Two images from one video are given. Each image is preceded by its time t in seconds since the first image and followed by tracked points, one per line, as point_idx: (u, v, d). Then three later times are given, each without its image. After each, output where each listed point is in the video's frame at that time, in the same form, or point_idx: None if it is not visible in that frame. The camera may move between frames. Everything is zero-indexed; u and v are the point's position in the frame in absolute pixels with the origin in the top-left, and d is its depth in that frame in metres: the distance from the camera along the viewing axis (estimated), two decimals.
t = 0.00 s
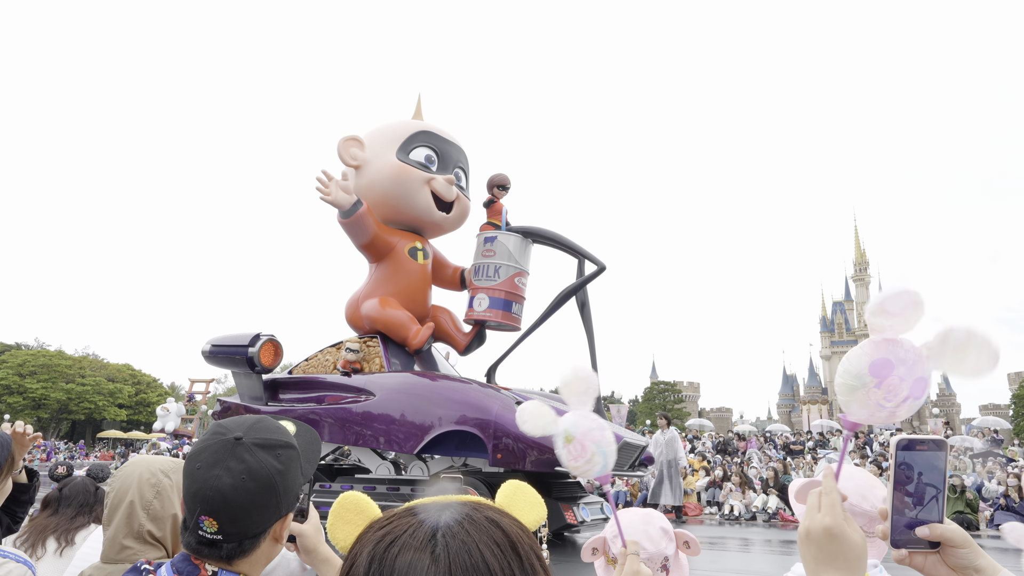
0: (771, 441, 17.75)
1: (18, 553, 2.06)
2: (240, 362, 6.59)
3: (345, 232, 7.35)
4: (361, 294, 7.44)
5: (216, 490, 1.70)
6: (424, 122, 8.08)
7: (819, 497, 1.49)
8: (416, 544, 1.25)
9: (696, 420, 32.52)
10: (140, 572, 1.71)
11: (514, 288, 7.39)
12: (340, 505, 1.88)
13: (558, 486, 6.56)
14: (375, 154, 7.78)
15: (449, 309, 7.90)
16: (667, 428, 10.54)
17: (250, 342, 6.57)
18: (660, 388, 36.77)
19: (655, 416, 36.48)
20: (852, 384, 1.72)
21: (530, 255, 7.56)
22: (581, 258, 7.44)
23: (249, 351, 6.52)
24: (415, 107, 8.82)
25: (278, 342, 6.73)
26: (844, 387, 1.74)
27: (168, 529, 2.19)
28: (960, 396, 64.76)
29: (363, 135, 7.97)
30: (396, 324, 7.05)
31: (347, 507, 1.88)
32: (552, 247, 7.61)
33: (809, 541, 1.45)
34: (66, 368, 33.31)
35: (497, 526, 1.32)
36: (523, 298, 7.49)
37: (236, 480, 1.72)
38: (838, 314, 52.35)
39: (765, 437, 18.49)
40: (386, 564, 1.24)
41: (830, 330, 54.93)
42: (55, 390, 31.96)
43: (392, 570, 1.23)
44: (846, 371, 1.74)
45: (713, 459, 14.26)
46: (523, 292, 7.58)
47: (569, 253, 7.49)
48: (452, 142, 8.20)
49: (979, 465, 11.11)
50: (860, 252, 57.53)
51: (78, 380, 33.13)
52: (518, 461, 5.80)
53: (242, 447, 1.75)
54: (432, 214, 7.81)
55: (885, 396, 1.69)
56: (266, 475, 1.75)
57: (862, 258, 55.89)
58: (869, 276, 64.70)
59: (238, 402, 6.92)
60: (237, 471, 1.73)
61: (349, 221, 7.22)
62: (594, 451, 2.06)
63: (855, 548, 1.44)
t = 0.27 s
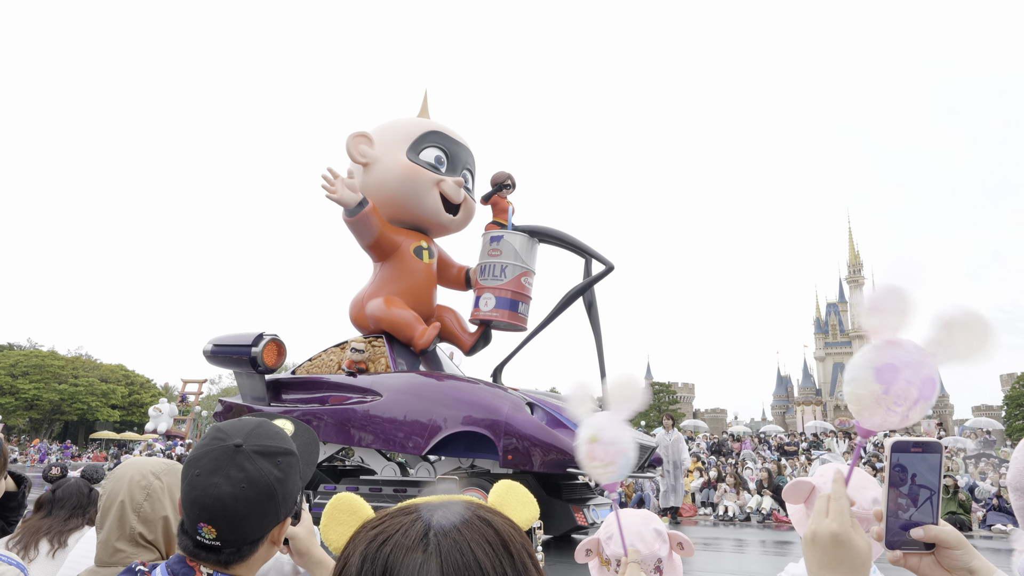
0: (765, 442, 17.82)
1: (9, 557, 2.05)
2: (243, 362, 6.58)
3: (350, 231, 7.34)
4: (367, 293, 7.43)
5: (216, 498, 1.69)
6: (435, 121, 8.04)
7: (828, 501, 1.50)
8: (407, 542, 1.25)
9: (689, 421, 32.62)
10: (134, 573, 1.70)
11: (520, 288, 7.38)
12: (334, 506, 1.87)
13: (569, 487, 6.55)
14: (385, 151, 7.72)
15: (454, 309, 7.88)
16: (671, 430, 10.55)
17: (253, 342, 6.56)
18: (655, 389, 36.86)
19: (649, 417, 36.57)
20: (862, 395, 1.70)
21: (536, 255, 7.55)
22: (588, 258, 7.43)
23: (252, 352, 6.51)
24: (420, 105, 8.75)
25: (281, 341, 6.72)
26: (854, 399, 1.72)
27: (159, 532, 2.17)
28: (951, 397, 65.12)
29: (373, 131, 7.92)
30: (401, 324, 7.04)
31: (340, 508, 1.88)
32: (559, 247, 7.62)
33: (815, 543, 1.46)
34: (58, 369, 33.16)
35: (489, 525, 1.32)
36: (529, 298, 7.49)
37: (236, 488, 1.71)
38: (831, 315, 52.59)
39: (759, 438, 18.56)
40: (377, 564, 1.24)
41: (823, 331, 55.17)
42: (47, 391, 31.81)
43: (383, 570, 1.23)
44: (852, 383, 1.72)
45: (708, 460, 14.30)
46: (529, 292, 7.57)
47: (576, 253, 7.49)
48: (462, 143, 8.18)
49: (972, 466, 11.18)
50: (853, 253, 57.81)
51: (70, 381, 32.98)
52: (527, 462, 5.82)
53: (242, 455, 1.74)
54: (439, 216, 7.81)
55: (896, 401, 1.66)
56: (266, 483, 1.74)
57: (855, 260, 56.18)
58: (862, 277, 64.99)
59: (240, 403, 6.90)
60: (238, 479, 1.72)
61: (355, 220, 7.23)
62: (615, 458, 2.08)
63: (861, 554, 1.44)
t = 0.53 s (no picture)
0: (758, 443, 17.87)
1: None
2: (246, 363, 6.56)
3: (355, 230, 7.27)
4: (371, 293, 7.41)
5: (206, 499, 1.70)
6: (443, 122, 8.01)
7: (822, 504, 1.50)
8: (395, 545, 1.25)
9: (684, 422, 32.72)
10: None
11: (525, 288, 7.38)
12: (323, 507, 1.88)
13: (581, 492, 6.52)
14: (393, 151, 7.68)
15: (458, 310, 7.87)
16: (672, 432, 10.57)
17: (256, 343, 6.54)
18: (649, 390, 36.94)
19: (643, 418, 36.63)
20: (834, 402, 1.70)
21: (541, 255, 7.55)
22: (594, 258, 7.45)
23: (255, 353, 6.49)
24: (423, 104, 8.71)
25: (284, 342, 6.72)
26: (829, 407, 1.72)
27: (146, 536, 2.17)
28: (943, 397, 65.47)
29: (380, 129, 7.86)
30: (406, 324, 7.02)
31: (330, 509, 1.88)
32: (565, 247, 7.63)
33: (809, 547, 1.47)
34: (50, 371, 32.99)
35: (479, 530, 1.32)
36: (534, 298, 7.48)
37: (227, 489, 1.71)
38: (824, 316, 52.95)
39: (752, 439, 18.61)
40: (364, 566, 1.25)
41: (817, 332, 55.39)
42: (39, 394, 31.64)
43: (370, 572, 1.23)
44: (822, 393, 1.72)
45: (702, 461, 14.33)
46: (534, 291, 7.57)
47: (580, 253, 7.49)
48: (469, 144, 8.17)
49: (963, 465, 11.25)
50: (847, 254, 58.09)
51: (62, 384, 32.81)
52: (537, 464, 5.81)
53: (233, 456, 1.74)
54: (445, 218, 7.81)
55: (864, 394, 1.65)
56: (257, 484, 1.75)
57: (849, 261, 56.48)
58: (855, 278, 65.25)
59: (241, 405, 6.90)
60: (228, 480, 1.72)
61: (360, 219, 7.15)
62: (629, 459, 2.08)
63: (853, 556, 1.46)
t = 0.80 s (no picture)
0: (745, 443, 17.99)
1: None
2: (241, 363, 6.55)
3: (354, 228, 7.20)
4: (369, 293, 7.34)
5: (188, 504, 1.69)
6: (445, 121, 7.98)
7: (792, 504, 1.53)
8: (375, 546, 1.25)
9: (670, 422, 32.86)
10: None
11: (525, 287, 7.36)
12: (305, 508, 1.88)
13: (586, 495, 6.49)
14: (395, 149, 7.61)
15: (456, 310, 7.83)
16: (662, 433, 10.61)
17: (251, 343, 6.52)
18: (637, 391, 37.10)
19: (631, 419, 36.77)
20: (814, 395, 1.76)
21: (540, 254, 7.54)
22: (593, 258, 7.47)
23: (251, 352, 6.47)
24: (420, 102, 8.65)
25: (279, 342, 6.68)
26: (806, 398, 1.78)
27: (123, 541, 2.16)
28: (926, 397, 66.19)
29: (381, 126, 7.78)
30: (405, 324, 6.94)
31: (311, 510, 1.88)
32: (564, 245, 7.64)
33: (780, 547, 1.49)
34: (33, 372, 32.63)
35: (459, 532, 1.32)
36: (533, 297, 7.47)
37: (209, 493, 1.70)
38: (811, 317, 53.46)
39: (739, 439, 18.73)
40: (344, 567, 1.24)
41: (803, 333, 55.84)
42: (22, 395, 31.28)
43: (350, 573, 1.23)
44: (806, 383, 1.77)
45: (689, 461, 14.41)
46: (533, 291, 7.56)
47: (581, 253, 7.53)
48: (469, 145, 8.14)
49: (947, 466, 11.38)
50: (833, 256, 58.59)
51: (46, 385, 32.46)
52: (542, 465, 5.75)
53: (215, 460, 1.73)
54: (445, 218, 7.77)
55: (846, 396, 1.71)
56: (239, 488, 1.74)
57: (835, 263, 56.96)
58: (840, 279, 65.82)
59: (235, 407, 6.92)
60: (210, 484, 1.71)
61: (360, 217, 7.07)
62: (568, 466, 2.36)
63: (826, 556, 1.47)
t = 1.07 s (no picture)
0: (710, 443, 18.29)
1: None
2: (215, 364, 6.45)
3: (333, 225, 7.13)
4: (347, 292, 7.24)
5: (146, 500, 1.68)
6: (428, 120, 7.95)
7: (742, 501, 1.57)
8: (327, 548, 1.27)
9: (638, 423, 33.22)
10: None
11: (505, 287, 7.37)
12: (260, 509, 1.88)
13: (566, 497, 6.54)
14: (378, 145, 7.53)
15: (435, 309, 7.81)
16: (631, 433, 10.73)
17: (225, 343, 6.41)
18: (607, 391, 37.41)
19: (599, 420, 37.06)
20: (772, 394, 1.79)
21: (521, 254, 7.56)
22: (574, 257, 7.51)
23: (225, 352, 6.37)
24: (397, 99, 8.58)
25: (253, 340, 6.58)
26: (763, 397, 1.81)
27: (68, 544, 2.13)
28: (886, 397, 67.84)
29: (364, 121, 7.68)
30: (384, 323, 6.91)
31: (266, 511, 1.88)
32: (544, 244, 7.66)
33: (729, 543, 1.54)
34: None
35: (412, 533, 1.34)
36: (514, 297, 7.48)
37: (167, 490, 1.69)
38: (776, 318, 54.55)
39: (704, 440, 19.03)
40: (295, 569, 1.26)
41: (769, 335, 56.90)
42: None
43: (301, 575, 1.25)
44: (765, 382, 1.80)
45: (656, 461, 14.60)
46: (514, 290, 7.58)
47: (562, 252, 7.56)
48: (451, 144, 8.13)
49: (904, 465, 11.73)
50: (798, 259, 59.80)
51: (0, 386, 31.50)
52: (529, 466, 5.71)
53: (176, 457, 1.72)
54: (427, 217, 7.73)
55: (802, 399, 1.75)
56: (199, 485, 1.73)
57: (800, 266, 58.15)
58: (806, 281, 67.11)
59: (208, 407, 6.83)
60: (169, 481, 1.70)
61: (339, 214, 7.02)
62: (588, 467, 2.13)
63: (773, 550, 1.52)
